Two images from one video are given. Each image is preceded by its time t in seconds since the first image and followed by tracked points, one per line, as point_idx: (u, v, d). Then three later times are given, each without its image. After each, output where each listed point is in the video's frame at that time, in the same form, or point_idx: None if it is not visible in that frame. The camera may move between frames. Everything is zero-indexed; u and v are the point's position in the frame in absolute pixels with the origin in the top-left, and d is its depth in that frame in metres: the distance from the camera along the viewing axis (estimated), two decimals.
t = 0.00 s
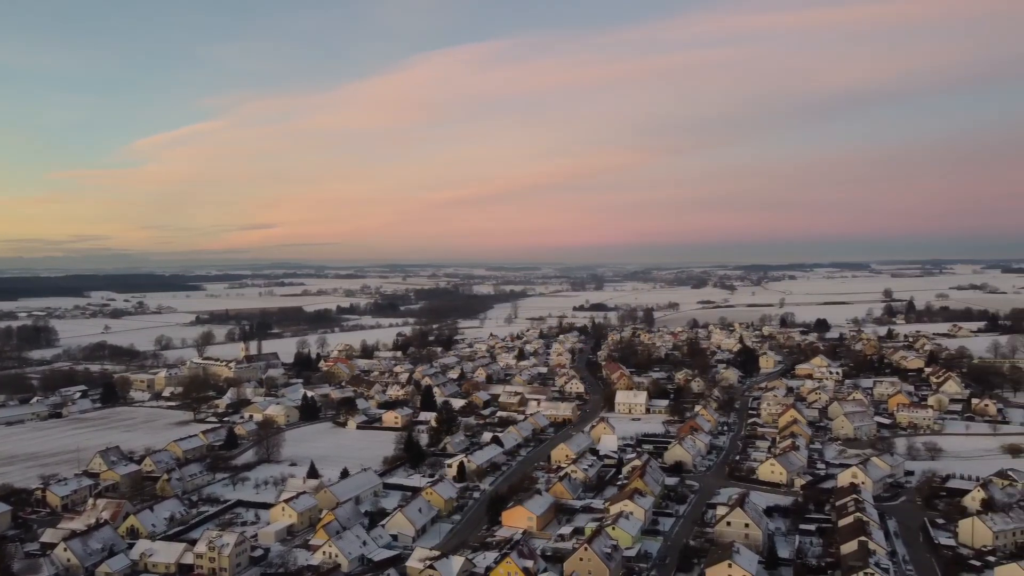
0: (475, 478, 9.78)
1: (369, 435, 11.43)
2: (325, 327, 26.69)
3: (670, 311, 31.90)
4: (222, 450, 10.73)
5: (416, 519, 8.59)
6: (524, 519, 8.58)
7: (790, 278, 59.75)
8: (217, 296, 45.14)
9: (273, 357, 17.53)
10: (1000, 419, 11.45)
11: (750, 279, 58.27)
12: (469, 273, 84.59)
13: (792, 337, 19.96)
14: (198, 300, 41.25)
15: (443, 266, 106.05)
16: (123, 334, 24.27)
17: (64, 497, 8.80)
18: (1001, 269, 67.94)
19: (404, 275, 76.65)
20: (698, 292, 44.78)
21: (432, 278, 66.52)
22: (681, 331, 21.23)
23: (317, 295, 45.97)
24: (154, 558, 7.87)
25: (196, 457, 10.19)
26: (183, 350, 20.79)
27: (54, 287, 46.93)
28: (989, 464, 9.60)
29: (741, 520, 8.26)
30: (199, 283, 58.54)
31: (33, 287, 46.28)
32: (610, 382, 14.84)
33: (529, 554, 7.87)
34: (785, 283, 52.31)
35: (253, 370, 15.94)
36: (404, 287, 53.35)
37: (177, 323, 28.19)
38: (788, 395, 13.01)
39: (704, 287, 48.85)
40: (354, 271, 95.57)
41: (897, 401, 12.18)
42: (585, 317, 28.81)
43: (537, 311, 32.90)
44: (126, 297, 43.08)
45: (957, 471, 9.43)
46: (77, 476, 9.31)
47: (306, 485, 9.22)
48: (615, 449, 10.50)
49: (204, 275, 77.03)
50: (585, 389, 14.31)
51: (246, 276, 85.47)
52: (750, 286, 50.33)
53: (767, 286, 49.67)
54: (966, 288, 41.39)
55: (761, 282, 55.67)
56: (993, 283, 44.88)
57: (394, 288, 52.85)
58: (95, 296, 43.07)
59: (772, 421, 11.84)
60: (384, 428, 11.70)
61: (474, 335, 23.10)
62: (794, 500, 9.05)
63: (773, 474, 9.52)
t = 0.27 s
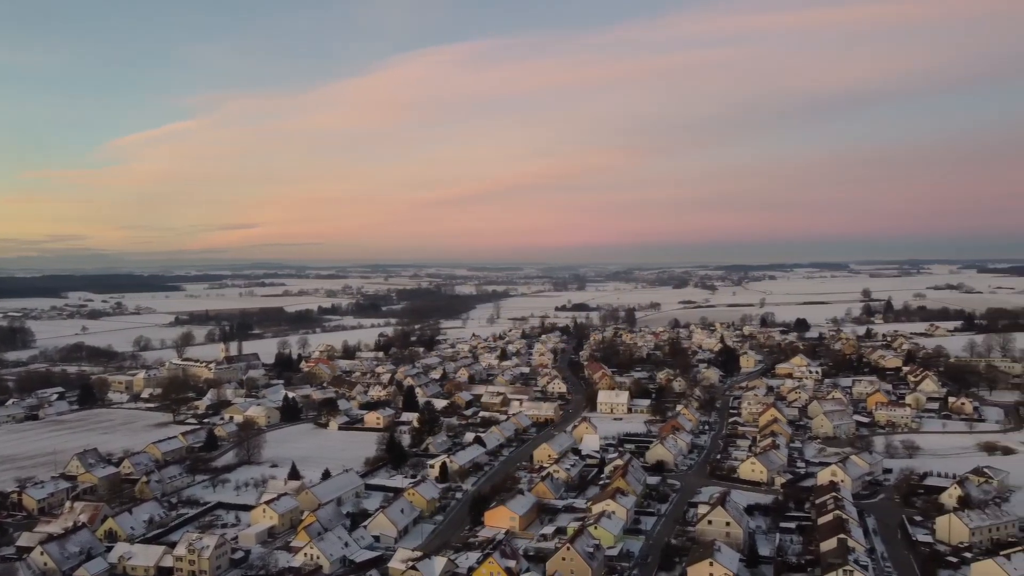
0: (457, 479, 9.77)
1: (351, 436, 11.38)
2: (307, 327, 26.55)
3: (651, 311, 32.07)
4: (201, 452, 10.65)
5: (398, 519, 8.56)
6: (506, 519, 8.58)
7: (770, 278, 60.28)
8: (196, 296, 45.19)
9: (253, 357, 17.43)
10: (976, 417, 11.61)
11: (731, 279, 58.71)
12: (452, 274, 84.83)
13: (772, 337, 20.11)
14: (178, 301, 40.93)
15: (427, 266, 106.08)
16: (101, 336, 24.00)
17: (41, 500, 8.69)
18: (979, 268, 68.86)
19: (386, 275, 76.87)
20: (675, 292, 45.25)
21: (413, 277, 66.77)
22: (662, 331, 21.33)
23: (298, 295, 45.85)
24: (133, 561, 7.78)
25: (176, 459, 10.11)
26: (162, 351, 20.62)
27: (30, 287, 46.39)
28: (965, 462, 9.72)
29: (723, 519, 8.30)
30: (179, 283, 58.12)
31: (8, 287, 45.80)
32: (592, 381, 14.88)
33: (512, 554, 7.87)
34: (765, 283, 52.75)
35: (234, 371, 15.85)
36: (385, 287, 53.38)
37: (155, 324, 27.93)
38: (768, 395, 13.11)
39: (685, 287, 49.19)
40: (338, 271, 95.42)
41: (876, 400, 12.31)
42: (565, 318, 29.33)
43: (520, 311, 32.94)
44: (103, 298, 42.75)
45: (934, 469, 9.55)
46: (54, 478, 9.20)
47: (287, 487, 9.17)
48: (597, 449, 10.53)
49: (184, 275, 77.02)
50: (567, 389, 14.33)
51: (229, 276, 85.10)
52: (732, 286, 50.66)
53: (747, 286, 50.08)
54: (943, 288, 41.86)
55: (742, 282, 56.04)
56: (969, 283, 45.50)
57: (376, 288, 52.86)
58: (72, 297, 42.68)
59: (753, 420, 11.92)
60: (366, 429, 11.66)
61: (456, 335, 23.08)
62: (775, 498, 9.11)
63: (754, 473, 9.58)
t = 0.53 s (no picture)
0: (440, 479, 9.76)
1: (332, 437, 11.34)
2: (288, 328, 26.41)
3: (633, 310, 32.24)
4: (181, 454, 10.56)
5: (380, 521, 8.53)
6: (489, 519, 8.57)
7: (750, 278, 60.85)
8: (176, 297, 45.36)
9: (234, 358, 17.32)
10: (952, 416, 11.76)
11: (712, 279, 59.26)
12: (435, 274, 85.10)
13: (753, 336, 20.26)
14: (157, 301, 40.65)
15: (412, 266, 106.07)
16: (77, 337, 23.71)
17: (17, 503, 8.57)
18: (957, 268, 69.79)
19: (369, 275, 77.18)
20: (659, 292, 45.45)
21: (394, 277, 67.19)
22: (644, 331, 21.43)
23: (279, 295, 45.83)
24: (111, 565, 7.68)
25: (155, 462, 10.02)
26: (141, 352, 20.43)
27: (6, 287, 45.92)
28: (942, 459, 9.84)
29: (704, 518, 8.34)
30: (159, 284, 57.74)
31: None
32: (574, 381, 14.92)
33: (494, 554, 7.86)
34: (746, 283, 53.20)
35: (213, 373, 15.76)
36: (366, 287, 53.52)
37: (133, 325, 27.65)
38: (748, 394, 13.20)
39: (667, 287, 49.53)
40: (321, 271, 95.33)
41: (854, 399, 12.43)
42: (549, 318, 29.25)
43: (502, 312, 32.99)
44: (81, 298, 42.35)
45: (912, 466, 9.65)
46: (30, 481, 9.09)
47: (268, 489, 9.12)
48: (579, 449, 10.56)
49: (163, 275, 77.16)
50: (549, 389, 14.36)
51: (211, 276, 84.75)
52: (714, 286, 50.98)
53: (728, 286, 50.44)
54: (920, 288, 42.32)
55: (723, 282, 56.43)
56: (945, 283, 46.14)
57: (358, 288, 52.93)
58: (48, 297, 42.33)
59: (734, 419, 12.00)
60: (348, 430, 11.62)
61: (439, 335, 23.06)
62: (755, 497, 9.17)
63: (735, 472, 9.64)
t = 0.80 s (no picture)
0: (422, 480, 9.74)
1: (314, 438, 11.29)
2: (268, 328, 26.24)
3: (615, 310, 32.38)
4: (160, 456, 10.47)
5: (362, 522, 8.49)
6: (471, 520, 8.56)
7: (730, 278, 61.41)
8: (155, 297, 45.47)
9: (213, 359, 17.21)
10: (930, 414, 11.91)
11: (693, 279, 59.77)
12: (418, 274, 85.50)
13: (733, 336, 20.40)
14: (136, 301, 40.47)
15: (396, 266, 106.09)
16: (53, 338, 23.42)
17: None
18: (935, 268, 70.69)
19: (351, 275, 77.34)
20: (639, 292, 45.80)
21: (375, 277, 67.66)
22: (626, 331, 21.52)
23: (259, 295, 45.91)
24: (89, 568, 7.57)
25: (134, 464, 9.93)
26: (119, 353, 20.24)
27: None
28: (920, 457, 9.95)
29: (686, 516, 8.38)
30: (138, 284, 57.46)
31: None
32: (556, 381, 14.96)
33: (476, 554, 7.85)
34: (728, 284, 53.62)
35: (193, 374, 15.65)
36: (347, 287, 53.72)
37: (111, 325, 27.35)
38: (729, 393, 13.30)
39: (649, 287, 49.86)
40: (304, 270, 95.31)
41: (834, 398, 12.55)
42: (530, 318, 29.44)
43: (485, 312, 33.02)
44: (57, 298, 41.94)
45: (890, 464, 9.76)
46: (6, 485, 8.96)
47: (249, 490, 9.05)
48: (562, 449, 10.58)
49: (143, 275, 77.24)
50: (532, 389, 14.37)
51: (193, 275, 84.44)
52: (696, 286, 51.26)
53: (709, 286, 50.77)
54: (898, 288, 42.73)
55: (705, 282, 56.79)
56: (923, 283, 46.75)
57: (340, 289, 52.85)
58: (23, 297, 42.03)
59: (715, 419, 12.08)
60: (329, 431, 11.57)
61: (421, 336, 23.01)
62: (736, 495, 9.23)
63: (716, 471, 9.70)
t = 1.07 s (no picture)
0: (404, 480, 9.72)
1: (295, 439, 11.23)
2: (249, 329, 26.06)
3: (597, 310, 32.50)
4: (139, 458, 10.38)
5: (344, 523, 8.45)
6: (453, 520, 8.55)
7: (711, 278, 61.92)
8: (132, 296, 45.58)
9: (193, 360, 17.07)
10: (907, 412, 12.04)
11: (675, 279, 60.22)
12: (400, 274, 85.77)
13: (714, 336, 20.52)
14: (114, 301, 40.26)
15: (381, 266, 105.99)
16: (29, 339, 23.13)
17: None
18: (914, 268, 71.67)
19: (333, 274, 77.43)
20: (621, 292, 46.05)
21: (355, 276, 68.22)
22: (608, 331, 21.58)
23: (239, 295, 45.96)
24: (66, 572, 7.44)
25: (112, 466, 9.83)
26: (96, 354, 20.03)
27: None
28: (898, 455, 10.06)
29: (667, 515, 8.42)
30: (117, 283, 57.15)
31: None
32: (538, 381, 14.98)
33: (459, 555, 7.83)
34: (709, 283, 54.02)
35: (172, 375, 15.53)
36: (328, 288, 53.87)
37: (89, 327, 27.02)
38: (710, 392, 13.38)
39: (631, 287, 50.14)
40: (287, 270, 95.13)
41: (813, 397, 12.66)
42: (512, 318, 29.56)
43: (467, 312, 33.04)
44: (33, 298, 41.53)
45: (869, 462, 9.86)
46: None
47: (229, 492, 9.00)
48: (544, 448, 10.60)
49: (121, 275, 77.56)
50: (514, 389, 14.39)
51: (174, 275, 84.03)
52: (666, 287, 51.67)
53: (690, 286, 51.10)
54: (877, 288, 43.11)
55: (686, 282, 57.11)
56: (901, 283, 47.29)
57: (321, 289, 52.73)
58: None
59: (696, 418, 12.14)
60: (310, 432, 11.51)
61: (403, 336, 22.95)
62: (717, 494, 9.28)
63: (697, 470, 9.75)
